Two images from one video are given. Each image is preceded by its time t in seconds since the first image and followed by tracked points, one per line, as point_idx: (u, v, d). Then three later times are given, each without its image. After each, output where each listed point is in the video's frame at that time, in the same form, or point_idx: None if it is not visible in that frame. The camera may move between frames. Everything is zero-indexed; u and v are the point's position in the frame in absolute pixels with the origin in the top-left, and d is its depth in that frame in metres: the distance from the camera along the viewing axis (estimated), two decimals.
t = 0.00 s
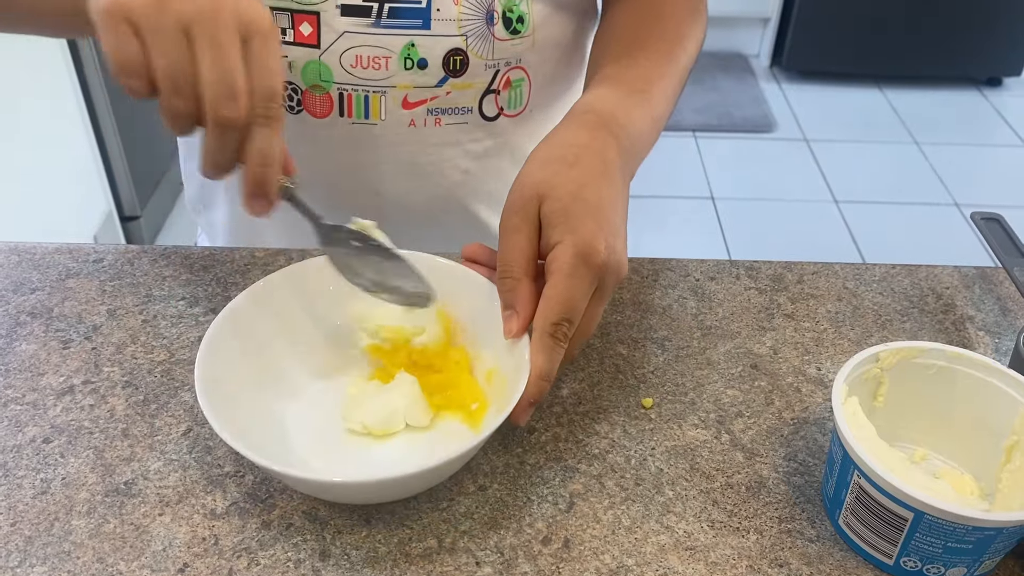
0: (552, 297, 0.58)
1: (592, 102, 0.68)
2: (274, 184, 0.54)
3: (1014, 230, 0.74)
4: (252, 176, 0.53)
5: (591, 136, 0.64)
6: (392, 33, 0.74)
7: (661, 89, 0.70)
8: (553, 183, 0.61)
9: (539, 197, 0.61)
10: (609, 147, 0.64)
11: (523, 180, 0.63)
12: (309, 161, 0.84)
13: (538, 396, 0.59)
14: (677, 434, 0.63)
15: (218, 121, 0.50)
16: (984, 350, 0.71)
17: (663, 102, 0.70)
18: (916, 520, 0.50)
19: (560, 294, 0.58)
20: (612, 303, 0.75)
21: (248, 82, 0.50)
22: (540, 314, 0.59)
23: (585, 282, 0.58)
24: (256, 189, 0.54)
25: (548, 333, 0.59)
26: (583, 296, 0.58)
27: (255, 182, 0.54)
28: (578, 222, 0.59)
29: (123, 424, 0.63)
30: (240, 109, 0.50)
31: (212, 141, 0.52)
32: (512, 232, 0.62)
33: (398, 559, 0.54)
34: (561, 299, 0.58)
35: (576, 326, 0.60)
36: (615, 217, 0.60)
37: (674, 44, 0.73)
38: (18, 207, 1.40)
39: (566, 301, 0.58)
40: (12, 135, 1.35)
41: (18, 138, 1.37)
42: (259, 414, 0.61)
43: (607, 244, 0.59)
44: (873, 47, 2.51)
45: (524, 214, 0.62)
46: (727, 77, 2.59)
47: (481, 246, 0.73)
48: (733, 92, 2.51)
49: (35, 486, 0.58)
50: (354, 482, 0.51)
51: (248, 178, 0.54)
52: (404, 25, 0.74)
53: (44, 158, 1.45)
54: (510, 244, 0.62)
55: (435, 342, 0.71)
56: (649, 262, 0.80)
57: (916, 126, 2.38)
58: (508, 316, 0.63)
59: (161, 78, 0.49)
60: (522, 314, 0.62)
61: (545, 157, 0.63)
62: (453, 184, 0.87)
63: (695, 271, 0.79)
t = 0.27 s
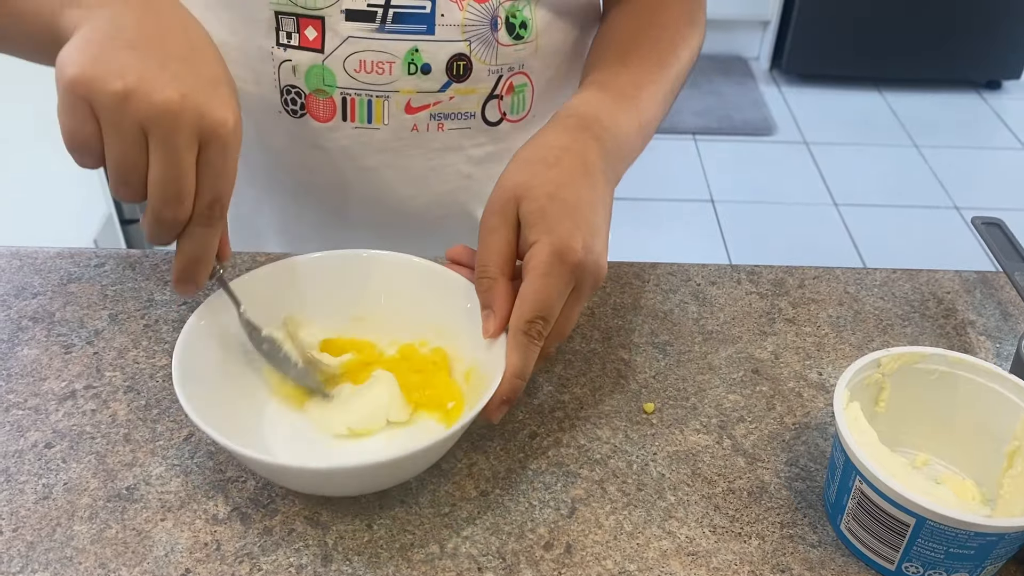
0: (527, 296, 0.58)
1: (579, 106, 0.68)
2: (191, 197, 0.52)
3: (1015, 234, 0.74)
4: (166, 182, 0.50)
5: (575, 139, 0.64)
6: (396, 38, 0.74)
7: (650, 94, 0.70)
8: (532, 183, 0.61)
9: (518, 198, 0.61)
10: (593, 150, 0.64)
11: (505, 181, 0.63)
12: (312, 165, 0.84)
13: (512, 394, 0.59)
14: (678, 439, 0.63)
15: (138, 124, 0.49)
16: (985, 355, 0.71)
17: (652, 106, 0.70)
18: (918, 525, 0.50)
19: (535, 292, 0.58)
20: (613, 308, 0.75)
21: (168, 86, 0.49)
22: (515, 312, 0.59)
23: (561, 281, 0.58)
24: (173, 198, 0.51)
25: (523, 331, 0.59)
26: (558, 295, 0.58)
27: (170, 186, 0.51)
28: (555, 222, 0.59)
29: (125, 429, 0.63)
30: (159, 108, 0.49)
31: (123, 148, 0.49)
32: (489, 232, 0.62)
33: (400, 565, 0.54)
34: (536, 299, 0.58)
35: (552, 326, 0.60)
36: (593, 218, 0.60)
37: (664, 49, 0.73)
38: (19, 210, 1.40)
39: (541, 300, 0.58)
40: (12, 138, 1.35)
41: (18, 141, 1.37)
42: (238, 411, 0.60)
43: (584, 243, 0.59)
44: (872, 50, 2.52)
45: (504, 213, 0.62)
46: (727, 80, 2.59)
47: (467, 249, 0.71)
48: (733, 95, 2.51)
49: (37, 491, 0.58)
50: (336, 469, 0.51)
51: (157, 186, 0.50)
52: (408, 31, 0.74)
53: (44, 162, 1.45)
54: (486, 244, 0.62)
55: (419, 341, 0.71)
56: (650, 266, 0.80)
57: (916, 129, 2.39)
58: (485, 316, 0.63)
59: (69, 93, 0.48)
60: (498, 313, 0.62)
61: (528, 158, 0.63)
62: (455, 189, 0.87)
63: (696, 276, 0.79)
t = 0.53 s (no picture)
0: (508, 301, 0.57)
1: (562, 106, 0.67)
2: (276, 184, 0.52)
3: (1016, 237, 0.74)
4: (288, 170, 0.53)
5: (557, 139, 0.64)
6: (391, 43, 0.74)
7: (636, 96, 0.70)
8: (511, 187, 0.60)
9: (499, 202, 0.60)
10: (575, 151, 0.63)
11: (486, 184, 0.62)
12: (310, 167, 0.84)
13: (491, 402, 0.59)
14: (679, 442, 0.62)
15: (217, 119, 0.49)
16: (987, 358, 0.71)
17: (640, 108, 0.69)
18: (921, 529, 0.50)
19: (516, 297, 0.57)
20: (614, 310, 0.75)
21: (238, 78, 0.50)
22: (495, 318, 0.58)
23: (542, 286, 0.57)
24: (261, 195, 0.52)
25: (503, 338, 0.58)
26: (539, 300, 0.57)
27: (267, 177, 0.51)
28: (536, 225, 0.58)
29: (124, 431, 0.63)
30: (233, 100, 0.49)
31: (205, 147, 0.50)
32: (469, 238, 0.61)
33: (401, 568, 0.54)
34: (517, 304, 0.57)
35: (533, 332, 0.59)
36: (575, 219, 0.60)
37: (656, 53, 0.73)
38: (19, 213, 1.40)
39: (522, 305, 0.57)
40: (12, 141, 1.35)
41: (18, 144, 1.37)
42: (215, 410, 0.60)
43: (566, 247, 0.58)
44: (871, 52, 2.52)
45: (485, 217, 0.61)
46: (727, 82, 2.59)
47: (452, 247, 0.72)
48: (733, 97, 2.51)
49: (36, 494, 0.58)
50: (312, 475, 0.51)
51: (250, 179, 0.51)
52: (404, 36, 0.74)
53: (44, 164, 1.45)
54: (466, 251, 0.61)
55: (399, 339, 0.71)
56: (651, 269, 0.80)
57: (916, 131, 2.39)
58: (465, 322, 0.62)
59: (143, 103, 0.48)
60: (479, 320, 0.61)
61: (508, 160, 0.63)
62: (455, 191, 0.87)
63: (697, 278, 0.79)
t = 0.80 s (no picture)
0: (501, 306, 0.56)
1: (551, 108, 0.66)
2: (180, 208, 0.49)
3: (1020, 238, 0.74)
4: (152, 194, 0.47)
5: (549, 139, 0.63)
6: (385, 45, 0.74)
7: (628, 98, 0.68)
8: (502, 190, 0.60)
9: (489, 205, 0.60)
10: (566, 152, 0.62)
11: (477, 186, 0.61)
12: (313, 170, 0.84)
13: (490, 407, 0.58)
14: (682, 444, 0.62)
15: (129, 129, 0.45)
16: (991, 359, 0.70)
17: (634, 110, 0.68)
18: (926, 531, 0.49)
19: (510, 302, 0.56)
20: (617, 311, 0.75)
21: (165, 92, 0.46)
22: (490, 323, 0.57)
23: (535, 289, 0.56)
24: (160, 203, 0.48)
25: (498, 342, 0.57)
26: (534, 303, 0.57)
27: (157, 199, 0.48)
28: (527, 227, 0.58)
29: (125, 433, 0.63)
30: (155, 114, 0.45)
31: (110, 150, 0.46)
32: (462, 241, 0.60)
33: (404, 570, 0.54)
34: (510, 308, 0.56)
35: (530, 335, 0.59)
36: (568, 221, 0.59)
37: (650, 55, 0.72)
38: (19, 215, 1.40)
39: (515, 310, 0.56)
40: (13, 143, 1.35)
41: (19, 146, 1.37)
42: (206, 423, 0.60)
43: (559, 248, 0.57)
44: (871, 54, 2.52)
45: (476, 220, 0.60)
46: (728, 84, 2.59)
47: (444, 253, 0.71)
48: (733, 99, 2.51)
49: (36, 496, 0.58)
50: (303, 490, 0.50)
51: (145, 197, 0.48)
52: (397, 38, 0.73)
53: (44, 166, 1.45)
54: (459, 253, 0.61)
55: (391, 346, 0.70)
56: (653, 270, 0.80)
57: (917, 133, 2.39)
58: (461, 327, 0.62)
59: (67, 88, 0.45)
60: (473, 324, 0.60)
61: (498, 161, 0.62)
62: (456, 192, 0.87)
63: (699, 279, 0.79)
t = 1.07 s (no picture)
0: (507, 311, 0.56)
1: (550, 108, 0.66)
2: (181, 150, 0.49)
3: (1020, 238, 0.73)
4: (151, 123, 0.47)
5: (548, 142, 0.63)
6: (386, 47, 0.74)
7: (627, 99, 0.68)
8: (500, 194, 0.59)
9: (490, 209, 0.59)
10: (566, 153, 0.62)
11: (477, 191, 0.61)
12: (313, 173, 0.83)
13: (498, 412, 0.58)
14: (683, 445, 0.62)
15: (124, 73, 0.46)
16: (991, 360, 0.70)
17: (633, 111, 0.68)
18: (927, 532, 0.49)
19: (516, 307, 0.56)
20: (617, 312, 0.75)
21: (158, 37, 0.47)
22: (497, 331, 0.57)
23: (541, 293, 0.56)
24: (162, 155, 0.49)
25: (506, 349, 0.57)
26: (540, 307, 0.56)
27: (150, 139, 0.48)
28: (530, 231, 0.57)
29: (125, 434, 0.63)
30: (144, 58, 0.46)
31: (106, 97, 0.47)
32: (466, 248, 0.60)
33: (404, 572, 0.54)
34: (517, 314, 0.56)
35: (536, 339, 0.58)
36: (571, 222, 0.58)
37: (650, 57, 0.72)
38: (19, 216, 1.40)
39: (522, 315, 0.56)
40: (12, 145, 1.35)
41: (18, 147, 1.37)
42: (212, 440, 0.59)
43: (563, 251, 0.56)
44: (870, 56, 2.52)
45: (477, 226, 0.60)
46: (728, 86, 2.59)
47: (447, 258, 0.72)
48: (733, 101, 2.51)
49: (35, 498, 0.58)
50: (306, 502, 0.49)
51: (145, 143, 0.48)
52: (399, 40, 0.73)
53: (44, 168, 1.45)
54: (462, 260, 0.60)
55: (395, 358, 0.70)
56: (654, 271, 0.80)
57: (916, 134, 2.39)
58: (467, 335, 0.61)
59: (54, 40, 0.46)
60: (478, 331, 0.60)
61: (497, 166, 0.61)
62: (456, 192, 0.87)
63: (700, 280, 0.79)
